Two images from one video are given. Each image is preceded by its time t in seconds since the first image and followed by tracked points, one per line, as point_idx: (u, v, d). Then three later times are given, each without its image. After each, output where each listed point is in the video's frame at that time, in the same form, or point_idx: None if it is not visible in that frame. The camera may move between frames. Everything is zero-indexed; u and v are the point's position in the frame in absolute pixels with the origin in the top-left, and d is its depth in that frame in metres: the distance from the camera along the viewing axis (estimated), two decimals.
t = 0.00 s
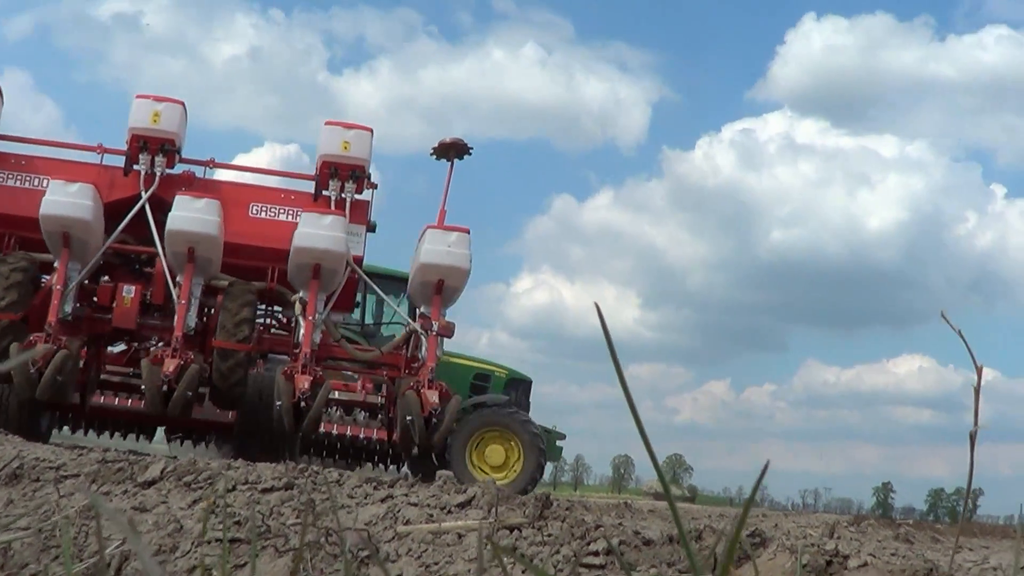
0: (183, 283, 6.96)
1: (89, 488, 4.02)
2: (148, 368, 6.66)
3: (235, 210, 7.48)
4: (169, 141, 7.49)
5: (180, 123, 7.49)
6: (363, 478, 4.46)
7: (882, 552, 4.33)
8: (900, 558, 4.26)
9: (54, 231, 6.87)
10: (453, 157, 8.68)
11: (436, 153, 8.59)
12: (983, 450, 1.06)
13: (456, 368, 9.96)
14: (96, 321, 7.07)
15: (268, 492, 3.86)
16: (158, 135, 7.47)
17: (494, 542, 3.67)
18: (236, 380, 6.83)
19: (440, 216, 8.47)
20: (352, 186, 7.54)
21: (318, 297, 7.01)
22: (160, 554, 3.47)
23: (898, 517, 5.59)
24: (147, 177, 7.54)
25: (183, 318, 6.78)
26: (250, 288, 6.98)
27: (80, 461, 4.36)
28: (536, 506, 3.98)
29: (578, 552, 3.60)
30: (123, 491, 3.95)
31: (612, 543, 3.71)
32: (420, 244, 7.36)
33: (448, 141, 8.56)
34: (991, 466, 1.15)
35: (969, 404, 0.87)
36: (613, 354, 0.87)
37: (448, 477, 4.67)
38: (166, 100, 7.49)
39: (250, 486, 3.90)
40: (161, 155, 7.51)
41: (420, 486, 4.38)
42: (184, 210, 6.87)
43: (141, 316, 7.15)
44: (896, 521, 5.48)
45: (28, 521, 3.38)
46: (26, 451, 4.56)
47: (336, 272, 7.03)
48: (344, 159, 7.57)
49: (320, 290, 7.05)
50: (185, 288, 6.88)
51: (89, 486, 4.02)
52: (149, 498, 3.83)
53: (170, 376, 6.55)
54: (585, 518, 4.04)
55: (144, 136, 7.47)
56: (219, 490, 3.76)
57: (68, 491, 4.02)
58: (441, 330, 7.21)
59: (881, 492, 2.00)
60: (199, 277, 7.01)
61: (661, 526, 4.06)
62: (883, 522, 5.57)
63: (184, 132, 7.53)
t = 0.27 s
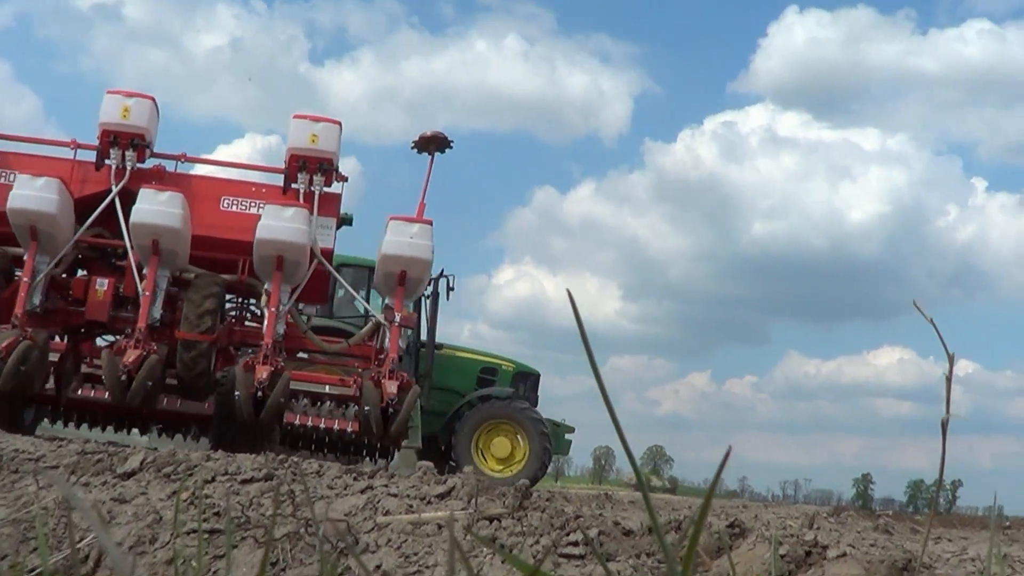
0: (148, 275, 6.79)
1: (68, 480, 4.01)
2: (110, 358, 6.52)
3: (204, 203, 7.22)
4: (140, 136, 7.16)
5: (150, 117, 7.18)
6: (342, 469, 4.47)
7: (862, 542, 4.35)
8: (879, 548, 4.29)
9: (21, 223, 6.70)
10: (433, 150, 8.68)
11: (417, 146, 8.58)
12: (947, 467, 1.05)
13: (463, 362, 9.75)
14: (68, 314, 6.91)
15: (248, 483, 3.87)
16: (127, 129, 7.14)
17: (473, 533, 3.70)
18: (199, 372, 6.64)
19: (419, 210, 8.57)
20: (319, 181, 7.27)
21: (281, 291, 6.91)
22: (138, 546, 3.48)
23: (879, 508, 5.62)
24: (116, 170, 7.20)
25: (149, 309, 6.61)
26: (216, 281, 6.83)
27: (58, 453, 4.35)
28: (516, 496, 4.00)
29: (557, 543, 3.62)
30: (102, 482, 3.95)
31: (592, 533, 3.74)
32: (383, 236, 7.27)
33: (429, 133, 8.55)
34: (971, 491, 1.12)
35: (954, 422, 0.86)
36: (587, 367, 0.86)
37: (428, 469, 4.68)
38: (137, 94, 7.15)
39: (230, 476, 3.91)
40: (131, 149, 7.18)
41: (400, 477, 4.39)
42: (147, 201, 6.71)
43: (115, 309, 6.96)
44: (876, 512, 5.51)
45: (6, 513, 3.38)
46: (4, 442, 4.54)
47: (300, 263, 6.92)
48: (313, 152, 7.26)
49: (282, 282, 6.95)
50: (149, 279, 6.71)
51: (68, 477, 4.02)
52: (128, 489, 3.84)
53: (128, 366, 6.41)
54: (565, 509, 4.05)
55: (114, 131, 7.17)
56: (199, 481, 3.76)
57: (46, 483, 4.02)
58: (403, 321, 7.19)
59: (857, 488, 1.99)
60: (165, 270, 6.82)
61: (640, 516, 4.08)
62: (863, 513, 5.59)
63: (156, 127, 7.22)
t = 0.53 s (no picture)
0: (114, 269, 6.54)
1: (46, 475, 4.01)
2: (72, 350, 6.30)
3: (171, 198, 7.06)
4: (111, 131, 7.09)
5: (120, 114, 7.09)
6: (322, 464, 4.46)
7: (841, 535, 4.37)
8: (859, 541, 4.30)
9: None
10: (410, 144, 8.68)
11: (394, 140, 8.59)
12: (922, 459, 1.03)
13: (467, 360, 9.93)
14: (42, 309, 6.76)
15: (227, 478, 3.87)
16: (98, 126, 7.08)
17: (453, 527, 3.71)
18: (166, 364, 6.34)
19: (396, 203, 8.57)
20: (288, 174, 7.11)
21: (246, 283, 6.69)
22: (117, 542, 3.47)
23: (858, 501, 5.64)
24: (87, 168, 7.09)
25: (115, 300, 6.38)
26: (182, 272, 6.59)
27: (38, 448, 4.34)
28: (496, 492, 4.00)
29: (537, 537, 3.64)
30: (81, 477, 3.94)
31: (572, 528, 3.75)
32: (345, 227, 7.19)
33: (406, 128, 8.55)
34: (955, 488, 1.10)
35: (928, 413, 0.85)
36: (554, 354, 0.85)
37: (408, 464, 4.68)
38: (109, 90, 7.08)
39: (210, 471, 3.91)
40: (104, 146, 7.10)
41: (379, 472, 4.39)
42: (109, 195, 6.47)
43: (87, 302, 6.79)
44: (856, 506, 5.54)
45: None
46: None
47: (265, 255, 6.70)
48: (280, 146, 7.10)
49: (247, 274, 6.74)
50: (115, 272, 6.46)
51: (46, 472, 4.02)
52: (107, 484, 3.83)
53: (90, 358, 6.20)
54: (545, 503, 4.06)
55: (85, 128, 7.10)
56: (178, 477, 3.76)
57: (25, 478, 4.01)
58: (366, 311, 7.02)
59: (845, 481, 1.96)
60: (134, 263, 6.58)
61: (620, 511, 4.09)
62: (843, 507, 5.61)
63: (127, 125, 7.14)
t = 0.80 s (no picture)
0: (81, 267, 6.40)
1: (29, 474, 3.99)
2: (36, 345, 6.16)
3: (144, 197, 7.03)
4: (82, 131, 7.03)
5: (90, 114, 7.04)
6: (305, 461, 4.46)
7: (824, 533, 4.38)
8: (841, 539, 4.31)
9: None
10: (389, 142, 8.68)
11: (374, 138, 8.58)
12: (901, 448, 1.02)
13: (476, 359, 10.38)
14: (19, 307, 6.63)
15: (209, 476, 3.86)
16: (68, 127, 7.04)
17: (436, 526, 3.72)
18: (133, 361, 6.21)
19: (375, 200, 8.56)
20: (255, 172, 7.02)
21: (211, 279, 6.51)
22: (100, 540, 3.46)
23: (841, 499, 5.66)
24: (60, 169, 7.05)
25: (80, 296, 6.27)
26: (151, 269, 6.43)
27: (21, 446, 4.32)
28: (478, 489, 4.00)
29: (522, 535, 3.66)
30: (63, 475, 3.93)
31: (554, 525, 3.76)
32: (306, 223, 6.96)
33: (386, 125, 8.54)
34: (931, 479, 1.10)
35: (909, 407, 0.84)
36: (537, 336, 0.84)
37: (391, 461, 4.67)
38: (79, 91, 7.04)
39: (192, 470, 3.90)
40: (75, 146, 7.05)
41: (362, 470, 4.39)
42: (76, 195, 6.32)
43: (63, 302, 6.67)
44: (838, 504, 5.56)
45: None
46: None
47: (229, 251, 6.51)
48: (248, 144, 7.01)
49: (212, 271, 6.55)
50: (82, 271, 6.34)
51: (29, 471, 4.00)
52: (90, 482, 3.82)
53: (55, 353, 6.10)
54: (527, 501, 4.06)
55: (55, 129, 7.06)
56: (160, 474, 3.75)
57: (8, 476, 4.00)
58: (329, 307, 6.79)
59: (827, 478, 1.97)
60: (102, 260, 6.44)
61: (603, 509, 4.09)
62: (826, 505, 5.63)
63: (97, 125, 7.09)
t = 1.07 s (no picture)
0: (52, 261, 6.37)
1: (12, 470, 3.98)
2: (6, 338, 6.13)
3: (119, 193, 7.00)
4: (57, 129, 7.00)
5: (65, 112, 7.01)
6: (289, 458, 4.46)
7: (808, 529, 4.39)
8: (825, 535, 4.32)
9: None
10: (370, 138, 8.66)
11: (355, 134, 8.57)
12: (880, 449, 1.03)
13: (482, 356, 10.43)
14: None
15: (193, 473, 3.86)
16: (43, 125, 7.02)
17: (420, 522, 3.72)
18: (102, 355, 6.20)
19: (355, 196, 8.56)
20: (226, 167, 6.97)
21: (180, 272, 6.47)
22: (83, 537, 3.46)
23: (825, 495, 5.68)
24: (37, 167, 7.03)
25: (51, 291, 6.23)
26: (122, 263, 6.41)
27: (4, 442, 4.31)
28: (462, 486, 4.00)
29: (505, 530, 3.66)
30: (47, 471, 3.92)
31: (538, 522, 3.76)
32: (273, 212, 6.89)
33: (367, 121, 8.54)
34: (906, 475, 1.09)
35: (891, 405, 0.82)
36: (516, 333, 0.84)
37: (375, 457, 4.67)
38: (54, 89, 7.02)
39: (176, 466, 3.90)
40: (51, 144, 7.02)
41: (345, 466, 4.39)
42: (46, 190, 6.31)
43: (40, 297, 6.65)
44: (822, 500, 5.58)
45: None
46: None
47: (197, 243, 6.46)
48: (219, 138, 6.96)
49: (182, 263, 6.50)
50: (54, 266, 6.31)
51: (13, 467, 3.99)
52: (73, 478, 3.81)
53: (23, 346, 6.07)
54: (511, 497, 4.07)
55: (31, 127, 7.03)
56: (144, 470, 3.75)
57: None
58: (295, 298, 6.76)
59: (812, 477, 1.97)
60: (72, 254, 6.41)
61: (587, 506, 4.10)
62: (809, 501, 5.64)
63: (73, 123, 7.06)
